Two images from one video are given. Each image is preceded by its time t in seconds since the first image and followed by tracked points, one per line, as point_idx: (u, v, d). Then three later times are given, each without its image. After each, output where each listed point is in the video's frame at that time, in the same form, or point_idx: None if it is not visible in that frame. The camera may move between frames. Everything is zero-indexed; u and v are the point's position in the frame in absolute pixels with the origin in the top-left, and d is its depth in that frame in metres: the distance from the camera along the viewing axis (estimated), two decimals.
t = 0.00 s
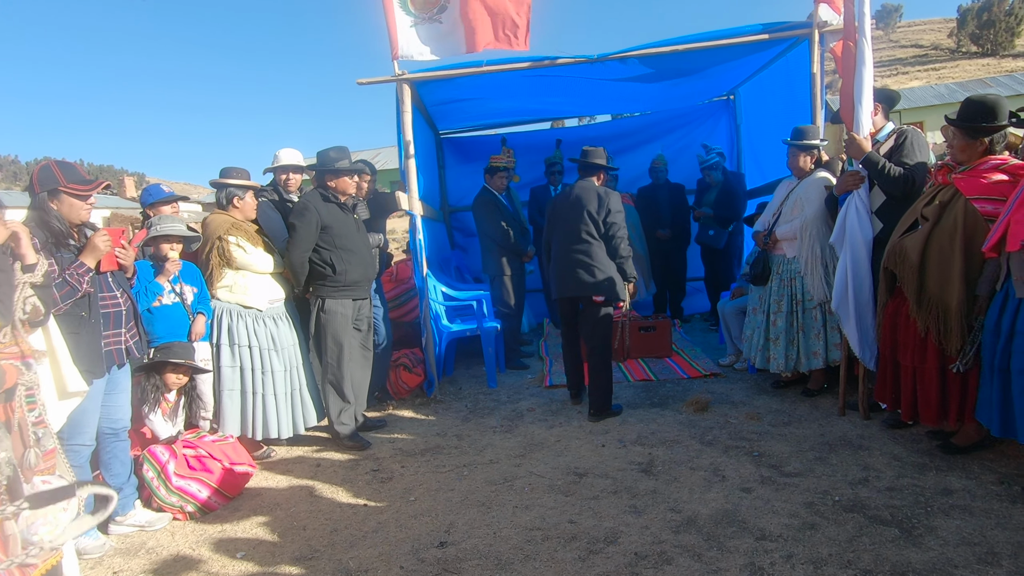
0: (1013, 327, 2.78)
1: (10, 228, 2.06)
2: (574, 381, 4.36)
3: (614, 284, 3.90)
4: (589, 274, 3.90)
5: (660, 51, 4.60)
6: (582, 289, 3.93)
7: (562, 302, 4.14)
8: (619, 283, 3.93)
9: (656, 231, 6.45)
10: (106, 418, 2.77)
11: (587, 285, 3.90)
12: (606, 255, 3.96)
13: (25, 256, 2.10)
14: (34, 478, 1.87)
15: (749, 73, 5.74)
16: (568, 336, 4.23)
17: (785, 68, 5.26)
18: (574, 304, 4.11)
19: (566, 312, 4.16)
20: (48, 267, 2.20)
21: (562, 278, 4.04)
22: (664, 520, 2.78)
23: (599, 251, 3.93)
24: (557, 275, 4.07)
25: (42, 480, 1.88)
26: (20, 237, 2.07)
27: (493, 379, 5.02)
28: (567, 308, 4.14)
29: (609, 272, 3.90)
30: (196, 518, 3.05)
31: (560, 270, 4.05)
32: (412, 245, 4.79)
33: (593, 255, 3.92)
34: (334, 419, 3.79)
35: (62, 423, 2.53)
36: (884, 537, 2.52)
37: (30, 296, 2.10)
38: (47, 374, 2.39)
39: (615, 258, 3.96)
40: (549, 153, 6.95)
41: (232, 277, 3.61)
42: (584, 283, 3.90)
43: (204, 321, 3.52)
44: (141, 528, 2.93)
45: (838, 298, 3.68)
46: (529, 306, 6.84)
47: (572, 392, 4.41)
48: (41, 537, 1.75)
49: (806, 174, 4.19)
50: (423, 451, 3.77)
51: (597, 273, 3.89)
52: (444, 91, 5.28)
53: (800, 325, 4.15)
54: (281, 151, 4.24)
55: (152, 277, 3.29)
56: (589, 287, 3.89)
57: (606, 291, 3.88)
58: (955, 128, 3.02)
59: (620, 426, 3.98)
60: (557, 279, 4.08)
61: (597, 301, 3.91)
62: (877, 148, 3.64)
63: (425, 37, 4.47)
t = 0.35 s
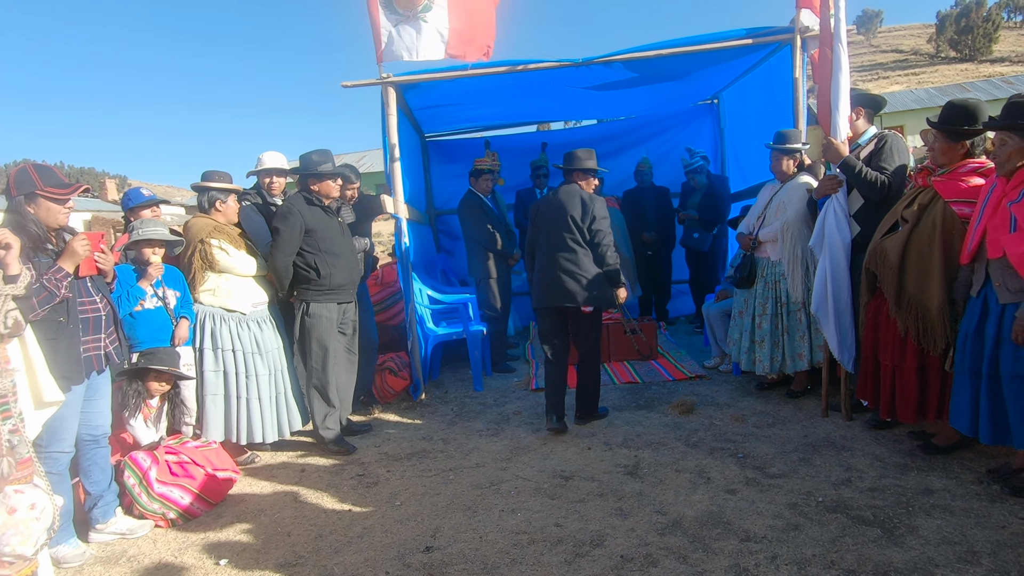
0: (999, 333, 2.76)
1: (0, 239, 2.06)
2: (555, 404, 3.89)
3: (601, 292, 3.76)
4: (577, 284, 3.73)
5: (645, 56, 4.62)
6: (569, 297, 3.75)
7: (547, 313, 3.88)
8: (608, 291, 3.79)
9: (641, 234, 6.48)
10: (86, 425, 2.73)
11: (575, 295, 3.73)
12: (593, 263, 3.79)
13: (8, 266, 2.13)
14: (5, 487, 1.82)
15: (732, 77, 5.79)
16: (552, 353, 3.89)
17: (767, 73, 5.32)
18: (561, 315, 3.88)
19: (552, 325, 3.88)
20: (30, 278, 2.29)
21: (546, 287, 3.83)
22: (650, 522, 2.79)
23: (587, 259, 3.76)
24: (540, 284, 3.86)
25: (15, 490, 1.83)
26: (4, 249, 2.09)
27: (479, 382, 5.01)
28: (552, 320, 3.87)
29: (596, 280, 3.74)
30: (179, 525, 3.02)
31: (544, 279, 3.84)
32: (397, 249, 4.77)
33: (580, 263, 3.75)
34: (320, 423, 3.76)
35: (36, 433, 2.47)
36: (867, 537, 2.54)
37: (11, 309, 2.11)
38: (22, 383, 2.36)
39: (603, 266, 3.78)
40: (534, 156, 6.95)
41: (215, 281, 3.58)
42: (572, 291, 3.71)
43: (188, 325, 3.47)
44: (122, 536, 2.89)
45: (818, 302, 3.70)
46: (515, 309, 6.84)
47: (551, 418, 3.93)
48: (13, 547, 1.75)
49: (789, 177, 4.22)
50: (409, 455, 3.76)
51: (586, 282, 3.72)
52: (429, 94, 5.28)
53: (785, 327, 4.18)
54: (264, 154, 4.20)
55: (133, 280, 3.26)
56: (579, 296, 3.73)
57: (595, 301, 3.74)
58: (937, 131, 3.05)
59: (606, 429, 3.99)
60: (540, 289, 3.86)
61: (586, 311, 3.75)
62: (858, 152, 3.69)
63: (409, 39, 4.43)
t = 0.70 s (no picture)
0: (971, 334, 2.75)
1: None
2: (540, 422, 3.68)
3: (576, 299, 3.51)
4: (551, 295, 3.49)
5: (631, 57, 4.64)
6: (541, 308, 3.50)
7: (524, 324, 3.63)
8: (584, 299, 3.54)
9: (628, 235, 6.51)
10: (68, 430, 2.69)
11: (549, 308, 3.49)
12: (568, 270, 3.53)
13: None
14: None
15: (717, 79, 5.83)
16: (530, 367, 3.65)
17: (751, 75, 5.35)
18: (538, 324, 3.62)
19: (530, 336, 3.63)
20: (8, 276, 2.28)
21: (521, 298, 3.58)
22: (638, 522, 2.79)
23: (560, 268, 3.51)
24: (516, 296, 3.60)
25: None
26: None
27: (467, 384, 5.00)
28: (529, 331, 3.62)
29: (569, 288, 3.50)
30: (163, 529, 2.98)
31: (521, 291, 3.59)
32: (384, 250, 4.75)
33: (553, 273, 3.50)
34: (306, 426, 3.74)
35: (28, 436, 2.43)
36: (852, 534, 2.57)
37: None
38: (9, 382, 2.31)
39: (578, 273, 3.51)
40: (521, 157, 6.96)
41: (199, 283, 3.55)
42: (545, 302, 3.48)
43: (173, 328, 3.43)
44: (106, 541, 2.85)
45: (801, 302, 3.75)
46: (502, 310, 6.84)
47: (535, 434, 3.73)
48: None
49: (775, 178, 4.25)
50: (397, 457, 3.74)
51: (560, 292, 3.48)
52: (415, 95, 5.26)
53: (772, 327, 4.21)
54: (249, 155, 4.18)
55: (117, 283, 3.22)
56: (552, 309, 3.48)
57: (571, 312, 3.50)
58: (925, 130, 3.01)
59: (594, 429, 4.00)
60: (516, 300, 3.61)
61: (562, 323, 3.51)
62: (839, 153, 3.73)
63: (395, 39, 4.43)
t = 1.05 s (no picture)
0: (906, 339, 2.87)
1: None
2: (529, 424, 3.67)
3: (575, 307, 3.27)
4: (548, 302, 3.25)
5: (618, 58, 4.65)
6: (539, 316, 3.28)
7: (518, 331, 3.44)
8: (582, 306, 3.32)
9: (616, 235, 6.53)
10: (50, 432, 2.67)
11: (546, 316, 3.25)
12: (564, 276, 3.31)
13: None
14: None
15: (704, 80, 5.85)
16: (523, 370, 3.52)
17: (738, 76, 5.38)
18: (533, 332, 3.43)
19: (523, 342, 3.47)
20: None
21: (517, 306, 3.37)
22: (625, 523, 2.80)
23: (556, 274, 3.28)
24: (511, 304, 3.40)
25: None
26: None
27: (455, 385, 4.99)
28: (525, 338, 3.45)
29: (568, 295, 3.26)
30: (147, 532, 2.95)
31: (514, 298, 3.39)
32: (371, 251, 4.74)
33: (550, 279, 3.27)
34: (292, 428, 3.72)
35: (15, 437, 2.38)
36: (837, 533, 2.58)
37: None
38: None
39: (575, 279, 3.30)
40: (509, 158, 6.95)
41: (184, 283, 3.51)
42: (543, 311, 3.24)
43: (158, 330, 3.39)
44: (88, 545, 2.82)
45: (784, 302, 3.77)
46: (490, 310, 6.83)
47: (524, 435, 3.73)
48: None
49: (761, 179, 4.28)
50: (384, 459, 3.72)
51: (558, 299, 3.24)
52: (403, 95, 5.24)
53: (758, 328, 4.23)
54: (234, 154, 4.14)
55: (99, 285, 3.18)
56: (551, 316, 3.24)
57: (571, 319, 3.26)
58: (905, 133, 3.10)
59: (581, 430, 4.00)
60: (512, 308, 3.41)
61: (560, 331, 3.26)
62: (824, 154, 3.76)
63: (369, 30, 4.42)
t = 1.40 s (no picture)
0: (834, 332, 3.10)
1: None
2: (513, 436, 3.43)
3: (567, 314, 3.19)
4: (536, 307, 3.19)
5: (607, 60, 4.66)
6: (529, 320, 3.20)
7: (508, 337, 3.34)
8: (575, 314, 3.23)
9: (606, 237, 6.54)
10: (32, 436, 2.63)
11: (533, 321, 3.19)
12: (559, 280, 3.23)
13: None
14: None
15: (693, 83, 5.88)
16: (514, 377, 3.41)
17: (727, 79, 5.41)
18: (523, 337, 3.34)
19: (513, 348, 3.38)
20: None
21: (507, 307, 3.29)
22: (614, 525, 2.80)
23: (549, 278, 3.21)
24: (501, 304, 3.33)
25: None
26: None
27: (444, 386, 4.98)
28: (514, 344, 3.35)
29: (561, 300, 3.18)
30: (131, 537, 2.92)
31: (506, 299, 3.31)
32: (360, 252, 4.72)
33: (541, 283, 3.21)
34: (280, 430, 3.69)
35: None
36: (824, 535, 2.60)
37: None
38: None
39: (570, 284, 3.22)
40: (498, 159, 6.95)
41: (171, 285, 3.48)
42: (533, 314, 3.16)
43: (143, 332, 3.36)
44: (71, 550, 2.79)
45: (768, 305, 3.81)
46: (479, 312, 6.82)
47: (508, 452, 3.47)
48: None
49: (749, 183, 4.30)
50: (373, 461, 3.71)
51: (547, 304, 3.17)
52: (393, 96, 5.23)
53: (747, 330, 4.24)
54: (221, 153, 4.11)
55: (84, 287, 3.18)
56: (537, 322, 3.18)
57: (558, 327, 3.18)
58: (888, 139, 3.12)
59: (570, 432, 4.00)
60: (501, 309, 3.33)
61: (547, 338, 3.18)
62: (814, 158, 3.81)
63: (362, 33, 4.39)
